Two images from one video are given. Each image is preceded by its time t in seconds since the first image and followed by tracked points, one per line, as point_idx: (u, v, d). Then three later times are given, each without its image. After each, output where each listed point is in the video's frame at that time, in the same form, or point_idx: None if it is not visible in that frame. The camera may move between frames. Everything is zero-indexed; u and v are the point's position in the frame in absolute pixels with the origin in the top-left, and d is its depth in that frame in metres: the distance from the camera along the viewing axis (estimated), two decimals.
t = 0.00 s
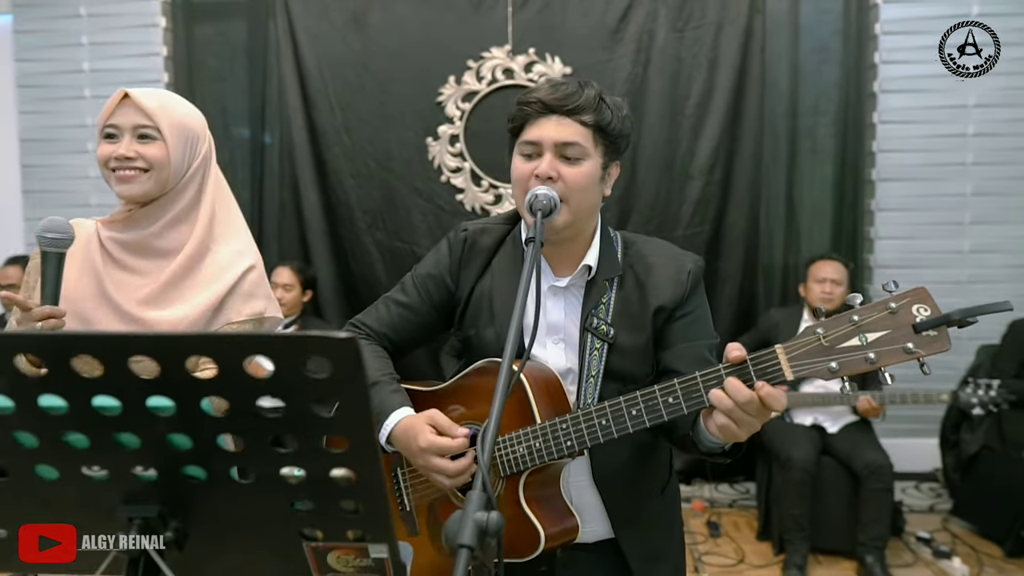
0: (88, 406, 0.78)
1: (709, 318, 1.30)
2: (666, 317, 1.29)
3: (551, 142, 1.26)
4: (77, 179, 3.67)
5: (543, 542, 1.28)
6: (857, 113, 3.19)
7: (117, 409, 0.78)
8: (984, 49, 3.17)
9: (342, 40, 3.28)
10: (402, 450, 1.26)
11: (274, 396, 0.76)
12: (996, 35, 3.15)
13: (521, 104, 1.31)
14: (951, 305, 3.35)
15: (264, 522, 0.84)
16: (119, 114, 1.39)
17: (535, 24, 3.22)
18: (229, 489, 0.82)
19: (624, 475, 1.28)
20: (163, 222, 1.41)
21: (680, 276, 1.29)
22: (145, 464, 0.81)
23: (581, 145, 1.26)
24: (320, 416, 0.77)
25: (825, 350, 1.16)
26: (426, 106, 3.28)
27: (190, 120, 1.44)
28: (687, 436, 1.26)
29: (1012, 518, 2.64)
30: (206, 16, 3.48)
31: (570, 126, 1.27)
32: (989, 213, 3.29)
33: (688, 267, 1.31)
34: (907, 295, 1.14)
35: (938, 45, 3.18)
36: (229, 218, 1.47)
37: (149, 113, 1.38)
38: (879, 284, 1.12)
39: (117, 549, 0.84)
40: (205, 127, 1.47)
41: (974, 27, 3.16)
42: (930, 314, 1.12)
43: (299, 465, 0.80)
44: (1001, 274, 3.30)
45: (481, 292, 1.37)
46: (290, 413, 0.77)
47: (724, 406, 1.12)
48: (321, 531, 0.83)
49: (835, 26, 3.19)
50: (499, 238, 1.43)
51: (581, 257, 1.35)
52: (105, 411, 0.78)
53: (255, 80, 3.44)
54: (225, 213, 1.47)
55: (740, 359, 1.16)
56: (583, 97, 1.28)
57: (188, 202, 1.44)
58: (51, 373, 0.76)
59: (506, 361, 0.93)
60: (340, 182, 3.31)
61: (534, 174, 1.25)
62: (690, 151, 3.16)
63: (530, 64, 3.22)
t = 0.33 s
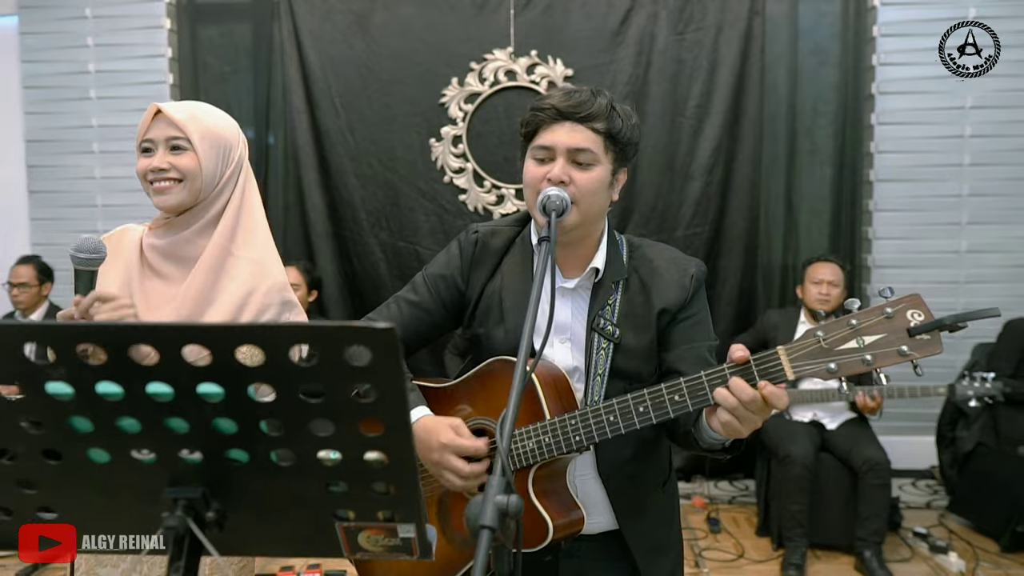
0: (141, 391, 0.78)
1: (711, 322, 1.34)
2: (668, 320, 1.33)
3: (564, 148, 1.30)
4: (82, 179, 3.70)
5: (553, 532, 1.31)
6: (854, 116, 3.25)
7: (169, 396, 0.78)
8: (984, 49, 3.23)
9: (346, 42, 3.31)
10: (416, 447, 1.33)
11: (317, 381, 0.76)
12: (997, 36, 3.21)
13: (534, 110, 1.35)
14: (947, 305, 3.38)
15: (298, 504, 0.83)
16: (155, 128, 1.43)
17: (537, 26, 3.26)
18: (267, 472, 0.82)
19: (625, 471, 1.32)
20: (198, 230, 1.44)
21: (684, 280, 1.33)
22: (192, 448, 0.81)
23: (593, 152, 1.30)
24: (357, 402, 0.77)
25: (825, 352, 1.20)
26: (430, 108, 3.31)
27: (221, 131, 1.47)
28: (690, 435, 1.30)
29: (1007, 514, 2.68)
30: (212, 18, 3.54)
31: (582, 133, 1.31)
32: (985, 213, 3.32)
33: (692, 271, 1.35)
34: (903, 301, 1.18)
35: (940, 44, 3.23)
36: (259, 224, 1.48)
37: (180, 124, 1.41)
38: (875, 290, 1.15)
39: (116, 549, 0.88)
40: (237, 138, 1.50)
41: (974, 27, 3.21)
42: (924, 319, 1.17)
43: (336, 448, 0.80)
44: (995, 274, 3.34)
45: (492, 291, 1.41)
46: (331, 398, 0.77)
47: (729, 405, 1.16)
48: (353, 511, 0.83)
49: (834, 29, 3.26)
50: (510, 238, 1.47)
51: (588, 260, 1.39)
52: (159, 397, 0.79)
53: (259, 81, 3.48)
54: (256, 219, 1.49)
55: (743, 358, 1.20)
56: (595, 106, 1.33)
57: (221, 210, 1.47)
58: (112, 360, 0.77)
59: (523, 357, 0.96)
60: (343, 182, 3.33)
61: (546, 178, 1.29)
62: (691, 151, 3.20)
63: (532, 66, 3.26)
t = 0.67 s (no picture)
0: (186, 380, 0.82)
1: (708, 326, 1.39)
2: (668, 324, 1.37)
3: (569, 154, 1.34)
4: (87, 180, 3.73)
5: (559, 524, 1.35)
6: (853, 122, 3.35)
7: (212, 384, 0.82)
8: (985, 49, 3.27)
9: (349, 45, 3.35)
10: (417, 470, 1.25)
11: (349, 373, 0.80)
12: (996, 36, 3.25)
13: (537, 122, 1.40)
14: (943, 303, 3.40)
15: (328, 488, 0.88)
16: (161, 140, 1.48)
17: (538, 29, 3.30)
18: (300, 457, 0.86)
19: (626, 465, 1.36)
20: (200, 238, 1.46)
21: (683, 285, 1.38)
22: (231, 434, 0.85)
23: (597, 159, 1.35)
24: (385, 392, 0.80)
25: (814, 352, 1.24)
26: (432, 110, 3.36)
27: (224, 141, 1.50)
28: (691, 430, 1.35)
29: (1001, 508, 2.73)
30: (218, 20, 3.58)
31: (585, 140, 1.35)
32: (981, 213, 3.35)
33: (690, 275, 1.41)
34: (886, 303, 1.22)
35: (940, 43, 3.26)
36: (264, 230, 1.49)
37: (180, 135, 1.46)
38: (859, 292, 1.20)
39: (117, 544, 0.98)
40: (242, 148, 1.53)
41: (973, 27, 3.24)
42: (906, 321, 1.21)
43: (364, 434, 0.84)
44: (987, 274, 3.36)
45: (498, 296, 1.46)
46: (361, 389, 0.81)
47: (724, 404, 1.21)
48: (378, 494, 0.88)
49: (831, 32, 3.35)
50: (515, 245, 1.51)
51: (592, 263, 1.43)
52: (203, 385, 0.82)
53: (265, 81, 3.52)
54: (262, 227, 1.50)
55: (738, 360, 1.24)
56: (595, 116, 1.37)
57: (224, 216, 1.49)
58: (159, 351, 0.81)
59: (533, 358, 1.00)
60: (347, 183, 3.37)
61: (553, 184, 1.33)
62: (691, 151, 3.24)
63: (533, 69, 3.31)
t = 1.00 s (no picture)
0: (221, 370, 0.88)
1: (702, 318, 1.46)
2: (665, 314, 1.44)
3: (566, 159, 1.40)
4: (91, 181, 3.77)
5: (562, 502, 1.40)
6: (844, 121, 3.41)
7: (245, 374, 0.88)
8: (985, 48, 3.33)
9: (351, 48, 3.40)
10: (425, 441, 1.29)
11: (371, 364, 0.86)
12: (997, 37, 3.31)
13: (539, 126, 1.45)
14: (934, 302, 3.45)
15: (349, 471, 0.93)
16: (158, 135, 1.51)
17: (538, 33, 3.36)
18: (323, 443, 0.92)
19: (623, 449, 1.42)
20: (192, 232, 1.50)
21: (679, 278, 1.45)
22: (261, 421, 0.91)
23: (593, 161, 1.40)
24: (404, 381, 0.86)
25: (803, 336, 1.30)
26: (433, 113, 3.42)
27: (218, 137, 1.53)
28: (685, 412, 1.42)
29: (989, 504, 2.79)
30: (223, 24, 3.63)
31: (582, 145, 1.40)
32: (972, 214, 3.40)
33: (685, 269, 1.47)
34: (870, 291, 1.29)
35: (940, 45, 3.31)
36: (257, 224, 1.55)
37: (177, 131, 1.48)
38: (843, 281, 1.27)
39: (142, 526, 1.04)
40: (235, 143, 1.56)
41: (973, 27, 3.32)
42: (888, 307, 1.28)
43: (383, 421, 0.89)
44: (980, 273, 3.42)
45: (502, 286, 1.52)
46: (382, 378, 0.87)
47: (720, 383, 1.26)
48: (394, 476, 0.93)
49: (825, 36, 3.41)
50: (520, 237, 1.57)
51: (594, 257, 1.48)
52: (237, 375, 0.88)
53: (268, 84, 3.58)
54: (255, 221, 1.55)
55: (732, 343, 1.30)
56: (594, 118, 1.43)
57: (220, 211, 1.53)
58: (199, 344, 0.86)
59: (535, 347, 1.06)
60: (349, 185, 3.42)
61: (552, 188, 1.40)
62: (687, 154, 3.31)
63: (532, 72, 3.37)
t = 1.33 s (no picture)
0: (264, 355, 0.96)
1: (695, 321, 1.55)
2: (660, 318, 1.53)
3: (572, 164, 1.48)
4: (100, 183, 3.85)
5: (563, 489, 1.49)
6: (836, 124, 3.49)
7: (286, 359, 0.96)
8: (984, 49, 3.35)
9: (356, 53, 3.48)
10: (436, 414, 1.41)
11: (399, 349, 0.94)
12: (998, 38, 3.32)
13: (548, 134, 1.54)
14: (924, 302, 3.47)
15: (375, 448, 1.02)
16: (171, 140, 1.56)
17: (537, 38, 3.44)
18: (353, 421, 1.00)
19: (618, 442, 1.52)
20: (204, 231, 1.56)
21: (673, 284, 1.54)
22: (298, 401, 0.99)
23: (597, 167, 1.48)
24: (429, 365, 0.94)
25: (788, 346, 1.39)
26: (436, 116, 3.49)
27: (228, 144, 1.59)
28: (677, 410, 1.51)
29: (976, 496, 2.91)
30: (229, 28, 3.69)
31: (588, 151, 1.48)
32: (960, 215, 3.44)
33: (679, 276, 1.56)
34: (851, 308, 1.38)
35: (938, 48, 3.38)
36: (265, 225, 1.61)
37: (193, 138, 1.54)
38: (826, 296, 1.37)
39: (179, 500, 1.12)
40: (244, 150, 1.62)
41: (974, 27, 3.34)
42: (865, 323, 1.37)
43: (408, 401, 0.98)
44: (965, 273, 3.42)
45: (508, 287, 1.60)
46: (408, 363, 0.95)
47: (712, 385, 1.35)
48: (416, 451, 1.01)
49: (818, 40, 3.49)
50: (525, 242, 1.65)
51: (595, 261, 1.56)
52: (278, 360, 0.96)
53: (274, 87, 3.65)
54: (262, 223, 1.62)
55: (724, 350, 1.39)
56: (598, 128, 1.51)
57: (228, 214, 1.59)
58: (246, 330, 0.94)
59: (540, 345, 1.14)
60: (353, 186, 3.50)
61: (557, 189, 1.48)
62: (683, 155, 3.39)
63: (532, 76, 3.45)
